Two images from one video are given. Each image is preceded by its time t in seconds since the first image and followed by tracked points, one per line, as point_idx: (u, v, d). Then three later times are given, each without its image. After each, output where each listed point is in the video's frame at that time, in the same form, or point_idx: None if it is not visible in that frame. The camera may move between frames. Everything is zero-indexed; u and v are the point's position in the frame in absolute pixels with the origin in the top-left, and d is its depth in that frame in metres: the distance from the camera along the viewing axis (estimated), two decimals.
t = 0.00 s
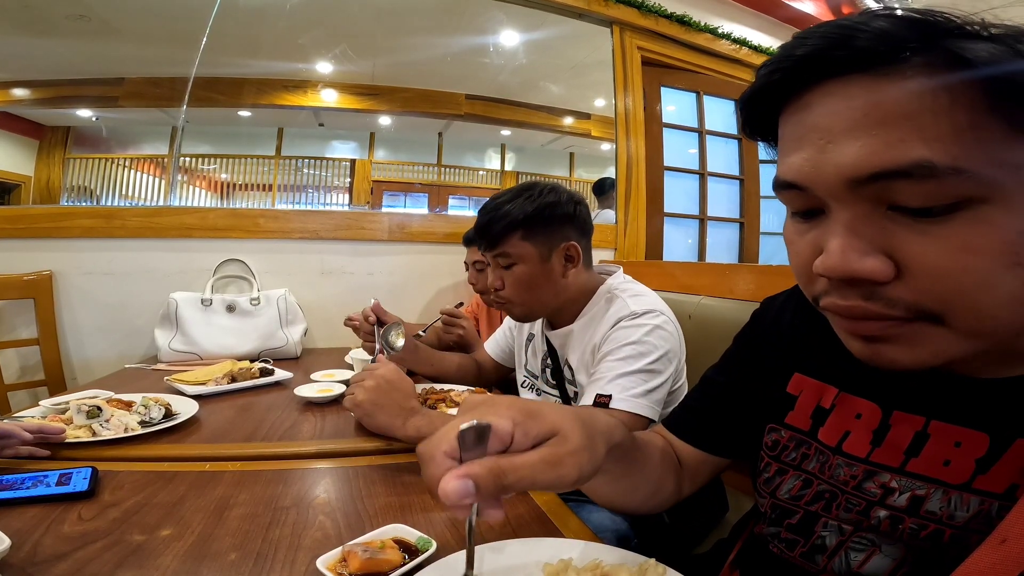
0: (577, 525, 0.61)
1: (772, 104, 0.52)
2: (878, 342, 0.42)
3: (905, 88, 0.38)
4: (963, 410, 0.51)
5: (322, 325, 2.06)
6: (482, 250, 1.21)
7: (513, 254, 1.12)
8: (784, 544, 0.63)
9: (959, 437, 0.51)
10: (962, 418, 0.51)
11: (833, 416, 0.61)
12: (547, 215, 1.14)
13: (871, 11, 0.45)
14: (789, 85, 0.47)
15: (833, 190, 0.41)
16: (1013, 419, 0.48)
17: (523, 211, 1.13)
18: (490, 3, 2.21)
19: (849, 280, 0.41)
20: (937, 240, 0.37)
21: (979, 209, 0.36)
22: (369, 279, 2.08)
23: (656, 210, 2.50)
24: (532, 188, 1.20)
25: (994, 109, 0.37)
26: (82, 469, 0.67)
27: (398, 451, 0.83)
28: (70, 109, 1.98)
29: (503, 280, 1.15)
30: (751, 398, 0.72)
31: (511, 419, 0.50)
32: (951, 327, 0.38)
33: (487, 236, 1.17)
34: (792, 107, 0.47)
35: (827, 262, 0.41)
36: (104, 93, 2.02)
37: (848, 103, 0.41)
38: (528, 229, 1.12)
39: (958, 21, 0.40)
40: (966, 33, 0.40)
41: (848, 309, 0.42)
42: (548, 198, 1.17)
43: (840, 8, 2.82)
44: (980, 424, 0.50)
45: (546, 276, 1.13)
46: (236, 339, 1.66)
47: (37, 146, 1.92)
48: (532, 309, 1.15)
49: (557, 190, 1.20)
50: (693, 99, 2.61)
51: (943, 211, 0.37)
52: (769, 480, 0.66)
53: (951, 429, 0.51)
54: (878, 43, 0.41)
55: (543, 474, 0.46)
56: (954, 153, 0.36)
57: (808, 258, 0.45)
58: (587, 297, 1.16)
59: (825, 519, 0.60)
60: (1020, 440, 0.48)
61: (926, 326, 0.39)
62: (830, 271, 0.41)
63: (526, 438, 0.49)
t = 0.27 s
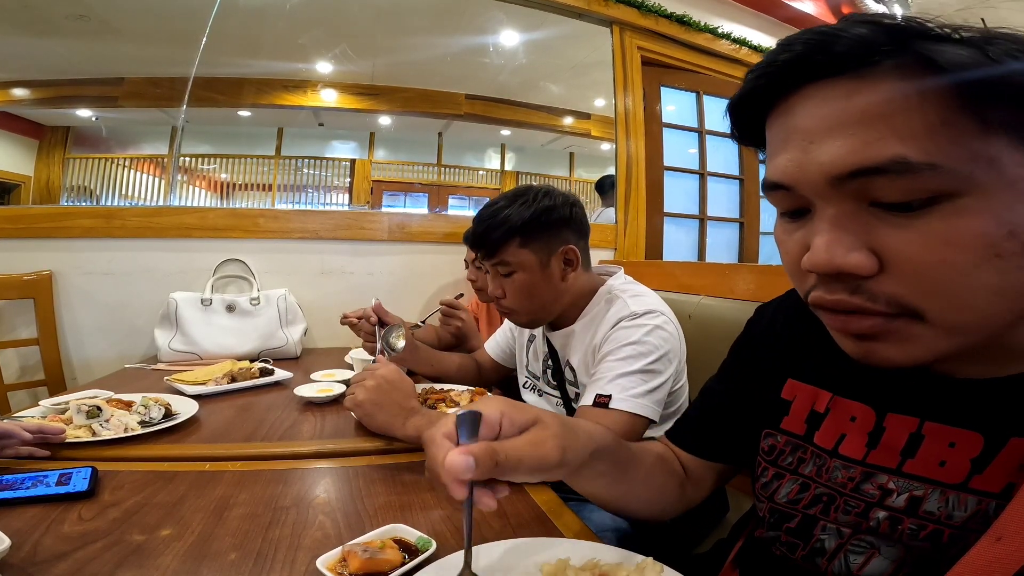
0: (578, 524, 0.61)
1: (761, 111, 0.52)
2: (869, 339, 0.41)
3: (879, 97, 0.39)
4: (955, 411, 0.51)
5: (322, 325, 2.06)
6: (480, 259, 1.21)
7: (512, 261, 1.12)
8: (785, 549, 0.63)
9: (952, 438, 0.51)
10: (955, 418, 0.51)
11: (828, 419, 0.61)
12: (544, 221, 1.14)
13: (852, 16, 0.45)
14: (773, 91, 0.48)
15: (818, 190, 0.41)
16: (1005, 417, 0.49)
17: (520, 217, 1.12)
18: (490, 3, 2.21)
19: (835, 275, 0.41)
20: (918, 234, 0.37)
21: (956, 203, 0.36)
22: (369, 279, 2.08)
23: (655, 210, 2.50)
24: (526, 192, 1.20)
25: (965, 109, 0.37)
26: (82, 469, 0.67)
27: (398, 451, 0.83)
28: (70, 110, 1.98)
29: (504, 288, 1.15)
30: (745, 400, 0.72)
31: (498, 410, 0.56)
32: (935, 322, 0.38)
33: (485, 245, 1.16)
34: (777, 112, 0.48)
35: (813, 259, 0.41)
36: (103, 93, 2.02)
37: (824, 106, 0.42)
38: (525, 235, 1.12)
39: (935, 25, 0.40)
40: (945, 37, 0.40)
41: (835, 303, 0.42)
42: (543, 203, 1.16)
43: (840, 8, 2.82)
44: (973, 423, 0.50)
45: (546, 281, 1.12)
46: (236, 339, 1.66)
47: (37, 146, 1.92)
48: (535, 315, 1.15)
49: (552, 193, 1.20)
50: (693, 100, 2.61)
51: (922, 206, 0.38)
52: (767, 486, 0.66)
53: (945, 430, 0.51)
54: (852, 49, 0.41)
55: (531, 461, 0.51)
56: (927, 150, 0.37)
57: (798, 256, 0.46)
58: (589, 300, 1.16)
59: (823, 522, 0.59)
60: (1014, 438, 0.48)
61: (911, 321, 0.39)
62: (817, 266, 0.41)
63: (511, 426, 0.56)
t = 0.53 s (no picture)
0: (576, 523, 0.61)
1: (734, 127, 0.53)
2: (844, 340, 0.42)
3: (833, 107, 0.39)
4: (936, 412, 0.52)
5: (322, 326, 2.06)
6: (478, 264, 1.20)
7: (509, 265, 1.12)
8: (782, 555, 0.62)
9: (935, 439, 0.51)
10: (936, 420, 0.52)
11: (815, 425, 0.62)
12: (539, 223, 1.13)
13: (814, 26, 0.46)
14: (744, 102, 0.48)
15: (787, 197, 0.41)
16: (986, 417, 0.49)
17: (516, 221, 1.12)
18: (490, 3, 2.21)
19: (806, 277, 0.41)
20: (876, 234, 0.38)
21: (911, 204, 0.37)
22: (369, 279, 2.08)
23: (655, 210, 2.50)
24: (520, 195, 1.20)
25: (914, 116, 0.37)
26: (82, 469, 0.67)
27: (398, 451, 0.83)
28: (70, 110, 1.98)
29: (503, 292, 1.15)
30: (741, 402, 0.73)
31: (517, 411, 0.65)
32: (905, 320, 0.38)
33: (483, 249, 1.15)
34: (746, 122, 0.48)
35: (783, 262, 0.42)
36: (104, 92, 2.02)
37: (786, 117, 0.42)
38: (521, 239, 1.11)
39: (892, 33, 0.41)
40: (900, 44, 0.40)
41: (810, 305, 0.42)
42: (538, 205, 1.16)
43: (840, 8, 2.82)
44: (954, 423, 0.51)
45: (544, 284, 1.12)
46: (236, 339, 1.66)
47: (37, 146, 1.92)
48: (536, 317, 1.16)
49: (547, 195, 1.20)
50: (692, 100, 2.61)
51: (881, 208, 0.38)
52: (762, 493, 0.66)
53: (928, 431, 0.52)
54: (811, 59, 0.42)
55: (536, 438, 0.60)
56: (882, 155, 0.37)
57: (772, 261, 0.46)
58: (589, 301, 1.16)
59: (817, 527, 0.59)
60: (995, 437, 0.48)
61: (881, 319, 0.39)
62: (787, 270, 0.42)
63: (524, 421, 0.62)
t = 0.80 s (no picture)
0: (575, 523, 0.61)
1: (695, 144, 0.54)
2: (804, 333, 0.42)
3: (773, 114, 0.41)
4: (907, 412, 0.52)
5: (322, 326, 2.06)
6: (476, 266, 1.20)
7: (507, 267, 1.12)
8: (772, 558, 0.62)
9: (908, 438, 0.52)
10: (907, 420, 0.52)
11: (794, 430, 0.62)
12: (537, 225, 1.13)
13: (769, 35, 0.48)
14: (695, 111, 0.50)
15: (747, 199, 0.42)
16: (956, 415, 0.49)
17: (513, 223, 1.12)
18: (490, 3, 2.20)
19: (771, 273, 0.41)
20: (831, 232, 0.38)
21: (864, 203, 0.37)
22: (369, 279, 2.08)
23: (656, 210, 2.50)
24: (517, 196, 1.20)
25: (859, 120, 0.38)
26: (82, 469, 0.67)
27: (398, 451, 0.83)
28: (70, 109, 1.98)
29: (502, 294, 1.15)
30: (727, 404, 0.74)
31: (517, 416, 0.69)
32: (863, 315, 0.39)
33: (480, 252, 1.16)
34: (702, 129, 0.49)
35: (748, 264, 0.42)
36: (104, 92, 2.03)
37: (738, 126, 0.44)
38: (519, 240, 1.11)
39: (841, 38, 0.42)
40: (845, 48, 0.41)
41: (776, 303, 0.42)
42: (534, 207, 1.16)
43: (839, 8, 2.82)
44: (924, 423, 0.51)
45: (541, 286, 1.12)
46: (236, 339, 1.66)
47: (38, 146, 1.92)
48: (535, 319, 1.16)
49: (543, 196, 1.20)
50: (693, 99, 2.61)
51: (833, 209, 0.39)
52: (749, 498, 0.66)
53: (901, 431, 0.52)
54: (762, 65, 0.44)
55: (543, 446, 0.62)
56: (834, 157, 0.38)
57: (738, 263, 0.46)
58: (589, 301, 1.16)
59: (804, 529, 0.59)
60: (966, 434, 0.48)
61: (838, 315, 0.40)
62: (752, 271, 0.42)
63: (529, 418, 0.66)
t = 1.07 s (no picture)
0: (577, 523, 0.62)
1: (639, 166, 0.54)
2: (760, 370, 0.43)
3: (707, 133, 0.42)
4: (872, 425, 0.55)
5: (321, 326, 2.06)
6: (475, 266, 1.20)
7: (507, 267, 1.12)
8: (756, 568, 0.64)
9: (875, 450, 0.54)
10: (873, 432, 0.55)
11: (765, 441, 0.65)
12: (536, 225, 1.13)
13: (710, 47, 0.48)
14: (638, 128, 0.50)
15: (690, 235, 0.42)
16: (917, 427, 0.52)
17: (512, 223, 1.12)
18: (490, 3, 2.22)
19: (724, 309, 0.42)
20: (775, 267, 0.39)
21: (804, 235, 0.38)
22: (368, 279, 2.08)
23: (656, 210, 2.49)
24: (516, 197, 1.20)
25: (795, 142, 0.39)
26: (82, 469, 0.67)
27: (398, 451, 0.83)
28: (70, 109, 1.98)
29: (502, 295, 1.15)
30: (702, 415, 0.76)
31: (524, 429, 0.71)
32: (808, 351, 0.40)
33: (479, 252, 1.16)
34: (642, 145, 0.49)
35: (697, 300, 0.43)
36: (104, 92, 2.02)
37: (676, 148, 0.44)
38: (518, 241, 1.11)
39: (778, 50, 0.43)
40: (780, 62, 0.41)
41: (726, 340, 0.43)
42: (534, 206, 1.16)
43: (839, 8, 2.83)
44: (890, 435, 0.54)
45: (541, 286, 1.12)
46: (236, 339, 1.66)
47: (37, 145, 1.92)
48: (536, 318, 1.16)
49: (542, 196, 1.20)
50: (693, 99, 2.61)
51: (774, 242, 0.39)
52: (729, 509, 0.68)
53: (868, 443, 0.55)
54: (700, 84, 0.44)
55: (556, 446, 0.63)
56: (768, 190, 0.38)
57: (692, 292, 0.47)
58: (589, 301, 1.16)
59: (783, 538, 0.61)
60: (929, 446, 0.51)
61: (786, 350, 0.41)
62: (701, 307, 0.43)
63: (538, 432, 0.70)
